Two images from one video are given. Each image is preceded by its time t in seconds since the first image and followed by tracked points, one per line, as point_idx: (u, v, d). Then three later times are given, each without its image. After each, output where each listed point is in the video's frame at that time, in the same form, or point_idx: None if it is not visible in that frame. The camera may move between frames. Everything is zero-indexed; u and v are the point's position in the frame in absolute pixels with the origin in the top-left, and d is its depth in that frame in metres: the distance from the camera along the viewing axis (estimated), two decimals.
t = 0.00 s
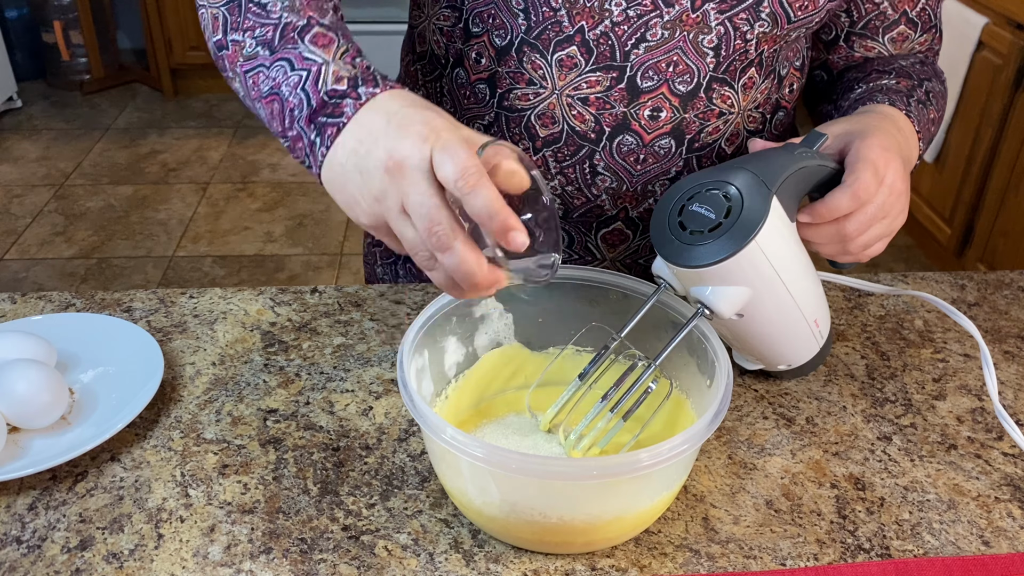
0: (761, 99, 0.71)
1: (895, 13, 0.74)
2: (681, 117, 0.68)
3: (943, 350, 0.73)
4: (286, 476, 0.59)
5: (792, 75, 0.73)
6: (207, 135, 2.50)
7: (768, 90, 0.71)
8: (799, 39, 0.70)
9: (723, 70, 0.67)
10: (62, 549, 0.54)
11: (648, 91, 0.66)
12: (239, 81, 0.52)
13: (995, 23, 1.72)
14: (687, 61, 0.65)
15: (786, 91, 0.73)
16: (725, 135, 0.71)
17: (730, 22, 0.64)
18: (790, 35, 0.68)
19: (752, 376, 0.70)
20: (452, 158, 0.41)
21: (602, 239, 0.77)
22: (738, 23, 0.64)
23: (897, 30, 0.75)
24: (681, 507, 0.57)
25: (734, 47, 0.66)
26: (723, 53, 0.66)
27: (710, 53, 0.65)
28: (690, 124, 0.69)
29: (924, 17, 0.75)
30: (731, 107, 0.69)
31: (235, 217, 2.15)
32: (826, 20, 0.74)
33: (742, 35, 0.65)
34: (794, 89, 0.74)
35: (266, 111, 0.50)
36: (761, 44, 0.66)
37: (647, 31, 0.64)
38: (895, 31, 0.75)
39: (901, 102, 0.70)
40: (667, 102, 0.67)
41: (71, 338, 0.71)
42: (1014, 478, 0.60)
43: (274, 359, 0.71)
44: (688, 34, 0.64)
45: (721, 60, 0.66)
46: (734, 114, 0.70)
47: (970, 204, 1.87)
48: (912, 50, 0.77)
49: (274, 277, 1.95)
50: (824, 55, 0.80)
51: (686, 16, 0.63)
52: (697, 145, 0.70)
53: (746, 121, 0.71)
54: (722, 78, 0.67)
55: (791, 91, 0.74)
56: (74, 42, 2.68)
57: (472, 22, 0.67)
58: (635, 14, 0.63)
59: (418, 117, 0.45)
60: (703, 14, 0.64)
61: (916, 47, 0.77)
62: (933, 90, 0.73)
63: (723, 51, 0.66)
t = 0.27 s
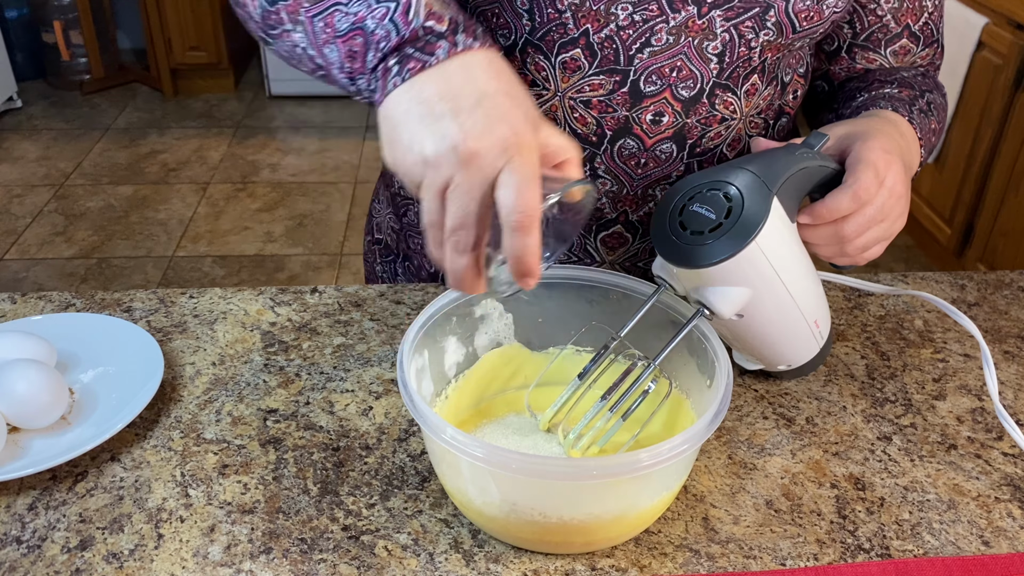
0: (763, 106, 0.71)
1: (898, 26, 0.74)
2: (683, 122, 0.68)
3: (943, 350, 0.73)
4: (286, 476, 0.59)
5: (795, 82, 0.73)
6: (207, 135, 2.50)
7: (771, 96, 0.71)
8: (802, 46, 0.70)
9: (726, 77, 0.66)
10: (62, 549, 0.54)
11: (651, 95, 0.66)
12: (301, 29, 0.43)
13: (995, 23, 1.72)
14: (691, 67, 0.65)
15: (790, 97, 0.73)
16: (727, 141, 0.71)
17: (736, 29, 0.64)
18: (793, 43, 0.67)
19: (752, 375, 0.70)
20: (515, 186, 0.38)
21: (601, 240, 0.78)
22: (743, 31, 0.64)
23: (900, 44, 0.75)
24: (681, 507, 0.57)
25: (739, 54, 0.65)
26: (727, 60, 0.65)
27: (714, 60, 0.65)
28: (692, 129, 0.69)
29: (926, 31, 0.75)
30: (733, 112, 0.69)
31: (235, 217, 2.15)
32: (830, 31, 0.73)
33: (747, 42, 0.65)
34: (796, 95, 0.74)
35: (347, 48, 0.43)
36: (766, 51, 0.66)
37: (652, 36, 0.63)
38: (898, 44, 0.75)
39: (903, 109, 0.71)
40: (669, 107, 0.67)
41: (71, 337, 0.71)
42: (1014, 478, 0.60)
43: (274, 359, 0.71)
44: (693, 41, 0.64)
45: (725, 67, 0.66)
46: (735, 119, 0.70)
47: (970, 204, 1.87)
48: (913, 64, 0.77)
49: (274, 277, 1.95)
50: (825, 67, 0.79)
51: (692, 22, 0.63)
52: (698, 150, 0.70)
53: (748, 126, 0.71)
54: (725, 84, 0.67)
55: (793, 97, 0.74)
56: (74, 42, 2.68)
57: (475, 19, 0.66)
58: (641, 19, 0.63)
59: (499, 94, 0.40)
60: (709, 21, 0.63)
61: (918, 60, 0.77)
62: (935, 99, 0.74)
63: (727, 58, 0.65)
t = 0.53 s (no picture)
0: (770, 110, 0.71)
1: (902, 27, 0.74)
2: (691, 126, 0.68)
3: (943, 350, 0.73)
4: (286, 476, 0.59)
5: (801, 85, 0.73)
6: (207, 135, 2.50)
7: (778, 100, 0.71)
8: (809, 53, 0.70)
9: (735, 81, 0.67)
10: (62, 549, 0.54)
11: (660, 100, 0.66)
12: (364, 63, 0.45)
13: (995, 23, 1.72)
14: (701, 72, 0.65)
15: (797, 101, 0.74)
16: (734, 145, 0.71)
17: (746, 35, 0.64)
18: (804, 48, 0.68)
19: (752, 376, 0.70)
20: (548, 286, 0.43)
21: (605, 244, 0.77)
22: (755, 36, 0.64)
23: (904, 45, 0.75)
24: (681, 507, 0.57)
25: (749, 59, 0.66)
26: (737, 66, 0.66)
27: (724, 65, 0.65)
28: (699, 133, 0.69)
29: (931, 32, 0.75)
30: (741, 117, 0.69)
31: (235, 217, 2.15)
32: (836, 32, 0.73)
33: (758, 48, 0.65)
34: (802, 99, 0.75)
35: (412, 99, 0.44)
36: (776, 56, 0.66)
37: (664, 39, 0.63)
38: (902, 45, 0.75)
39: (907, 111, 0.71)
40: (678, 112, 0.67)
41: (71, 337, 0.71)
42: (1014, 478, 0.60)
43: (274, 359, 0.71)
44: (704, 46, 0.64)
45: (735, 72, 0.66)
46: (743, 124, 0.70)
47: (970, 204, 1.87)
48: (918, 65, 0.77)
49: (274, 277, 1.95)
50: (828, 68, 0.79)
51: (704, 28, 0.63)
52: (706, 154, 0.70)
53: (754, 131, 0.71)
54: (734, 89, 0.67)
55: (799, 100, 0.74)
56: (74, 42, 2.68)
57: (486, 20, 0.66)
58: (653, 24, 0.63)
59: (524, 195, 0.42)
60: (720, 27, 0.63)
61: (922, 62, 0.77)
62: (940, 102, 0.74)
63: (737, 63, 0.65)
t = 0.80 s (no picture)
0: (767, 110, 0.71)
1: (905, 24, 0.74)
2: (689, 128, 0.68)
3: (943, 350, 0.73)
4: (286, 476, 0.59)
5: (798, 84, 0.73)
6: (207, 135, 2.50)
7: (775, 100, 0.71)
8: (804, 54, 0.70)
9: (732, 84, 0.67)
10: (62, 549, 0.54)
11: (657, 102, 0.66)
12: (337, 73, 0.44)
13: (995, 23, 1.72)
14: (697, 73, 0.65)
15: (794, 101, 0.74)
16: (732, 146, 0.71)
17: (742, 35, 0.64)
18: (799, 47, 0.68)
19: (752, 375, 0.70)
20: (544, 233, 0.40)
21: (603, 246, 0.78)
22: (750, 36, 0.64)
23: (907, 41, 0.75)
24: (681, 507, 0.57)
25: (745, 60, 0.66)
26: (734, 67, 0.65)
27: (720, 66, 0.65)
28: (697, 135, 0.69)
29: (933, 28, 0.75)
30: (738, 118, 0.69)
31: (235, 217, 2.15)
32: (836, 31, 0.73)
33: (753, 48, 0.65)
34: (800, 99, 0.75)
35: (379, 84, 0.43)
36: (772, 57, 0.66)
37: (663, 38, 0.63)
38: (905, 42, 0.75)
39: (910, 106, 0.71)
40: (676, 113, 0.67)
41: (71, 337, 0.71)
42: (1014, 478, 0.60)
43: (274, 359, 0.71)
44: (700, 46, 0.64)
45: (732, 73, 0.66)
46: (741, 125, 0.70)
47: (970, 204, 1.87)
48: (922, 60, 0.77)
49: (274, 277, 1.95)
50: (831, 65, 0.79)
51: (699, 28, 0.63)
52: (704, 156, 0.70)
53: (752, 132, 0.71)
54: (731, 90, 0.67)
55: (797, 100, 0.74)
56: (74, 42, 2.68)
57: (485, 25, 0.65)
58: (647, 24, 0.62)
59: (523, 138, 0.41)
60: (716, 27, 0.63)
61: (926, 57, 0.76)
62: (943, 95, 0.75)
63: (734, 63, 0.65)
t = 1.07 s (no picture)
0: (744, 102, 0.70)
1: None
2: (665, 126, 0.67)
3: (943, 350, 0.73)
4: (286, 476, 0.59)
5: (776, 75, 0.72)
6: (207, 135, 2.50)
7: (751, 91, 0.70)
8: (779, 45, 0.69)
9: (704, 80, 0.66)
10: (62, 549, 0.54)
11: (629, 101, 0.65)
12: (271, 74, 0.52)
13: (995, 23, 1.72)
14: (665, 70, 0.64)
15: (771, 93, 0.72)
16: (711, 140, 0.70)
17: (703, 29, 0.63)
18: (767, 37, 0.66)
19: (752, 376, 0.70)
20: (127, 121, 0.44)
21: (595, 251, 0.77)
22: (711, 29, 0.64)
23: (894, 16, 0.73)
24: (681, 507, 0.57)
25: (712, 53, 0.65)
26: (700, 63, 0.65)
27: (686, 61, 0.65)
28: (674, 132, 0.68)
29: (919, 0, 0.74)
30: (715, 113, 0.68)
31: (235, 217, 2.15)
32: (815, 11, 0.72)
33: (717, 40, 0.64)
34: (777, 89, 0.73)
35: None
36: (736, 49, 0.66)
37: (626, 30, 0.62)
38: (893, 17, 0.73)
39: (909, 91, 0.71)
40: (649, 112, 0.66)
41: (71, 337, 0.71)
42: (1014, 478, 0.60)
43: (274, 359, 0.71)
44: (662, 43, 0.63)
45: (699, 68, 0.65)
46: (717, 120, 0.69)
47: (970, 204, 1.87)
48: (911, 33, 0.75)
49: (274, 277, 1.95)
50: (818, 45, 0.77)
51: (658, 24, 0.62)
52: (683, 152, 0.70)
53: (731, 125, 0.70)
54: (703, 85, 0.66)
55: (774, 91, 0.72)
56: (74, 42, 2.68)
57: (459, 35, 0.68)
58: (606, 24, 0.62)
59: (172, 68, 0.46)
60: (676, 22, 0.63)
61: (916, 29, 0.74)
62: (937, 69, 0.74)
63: (699, 58, 0.65)
